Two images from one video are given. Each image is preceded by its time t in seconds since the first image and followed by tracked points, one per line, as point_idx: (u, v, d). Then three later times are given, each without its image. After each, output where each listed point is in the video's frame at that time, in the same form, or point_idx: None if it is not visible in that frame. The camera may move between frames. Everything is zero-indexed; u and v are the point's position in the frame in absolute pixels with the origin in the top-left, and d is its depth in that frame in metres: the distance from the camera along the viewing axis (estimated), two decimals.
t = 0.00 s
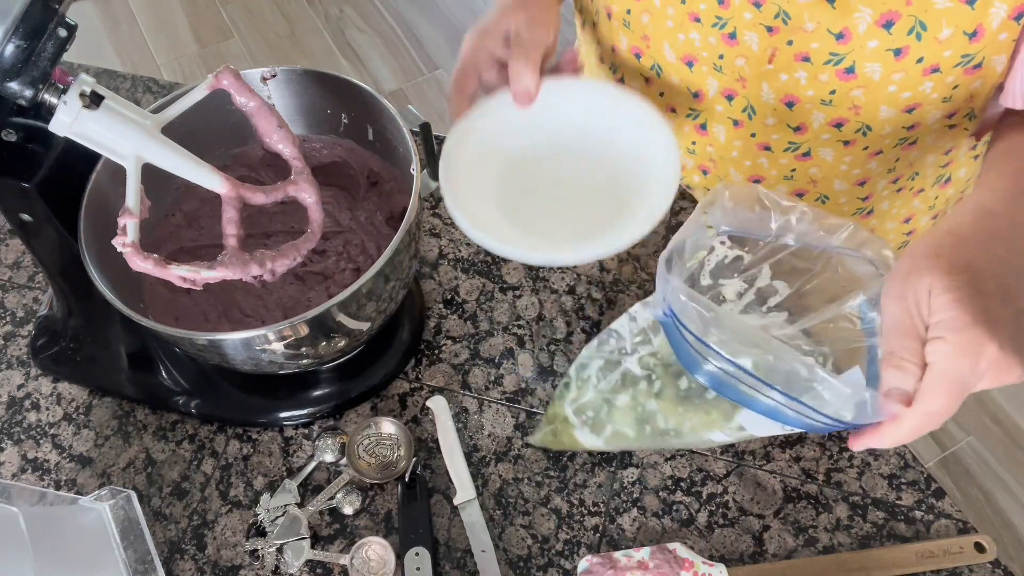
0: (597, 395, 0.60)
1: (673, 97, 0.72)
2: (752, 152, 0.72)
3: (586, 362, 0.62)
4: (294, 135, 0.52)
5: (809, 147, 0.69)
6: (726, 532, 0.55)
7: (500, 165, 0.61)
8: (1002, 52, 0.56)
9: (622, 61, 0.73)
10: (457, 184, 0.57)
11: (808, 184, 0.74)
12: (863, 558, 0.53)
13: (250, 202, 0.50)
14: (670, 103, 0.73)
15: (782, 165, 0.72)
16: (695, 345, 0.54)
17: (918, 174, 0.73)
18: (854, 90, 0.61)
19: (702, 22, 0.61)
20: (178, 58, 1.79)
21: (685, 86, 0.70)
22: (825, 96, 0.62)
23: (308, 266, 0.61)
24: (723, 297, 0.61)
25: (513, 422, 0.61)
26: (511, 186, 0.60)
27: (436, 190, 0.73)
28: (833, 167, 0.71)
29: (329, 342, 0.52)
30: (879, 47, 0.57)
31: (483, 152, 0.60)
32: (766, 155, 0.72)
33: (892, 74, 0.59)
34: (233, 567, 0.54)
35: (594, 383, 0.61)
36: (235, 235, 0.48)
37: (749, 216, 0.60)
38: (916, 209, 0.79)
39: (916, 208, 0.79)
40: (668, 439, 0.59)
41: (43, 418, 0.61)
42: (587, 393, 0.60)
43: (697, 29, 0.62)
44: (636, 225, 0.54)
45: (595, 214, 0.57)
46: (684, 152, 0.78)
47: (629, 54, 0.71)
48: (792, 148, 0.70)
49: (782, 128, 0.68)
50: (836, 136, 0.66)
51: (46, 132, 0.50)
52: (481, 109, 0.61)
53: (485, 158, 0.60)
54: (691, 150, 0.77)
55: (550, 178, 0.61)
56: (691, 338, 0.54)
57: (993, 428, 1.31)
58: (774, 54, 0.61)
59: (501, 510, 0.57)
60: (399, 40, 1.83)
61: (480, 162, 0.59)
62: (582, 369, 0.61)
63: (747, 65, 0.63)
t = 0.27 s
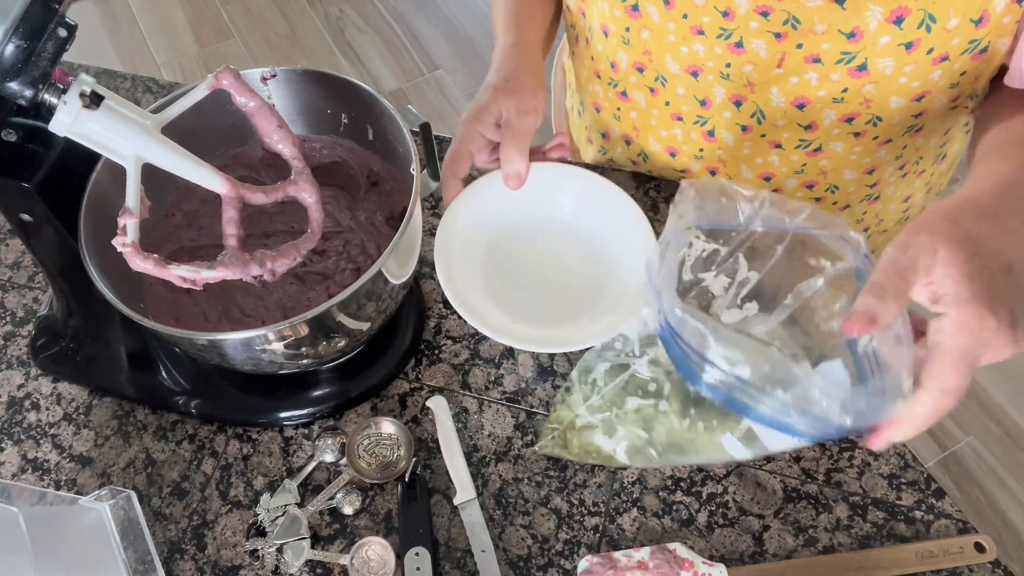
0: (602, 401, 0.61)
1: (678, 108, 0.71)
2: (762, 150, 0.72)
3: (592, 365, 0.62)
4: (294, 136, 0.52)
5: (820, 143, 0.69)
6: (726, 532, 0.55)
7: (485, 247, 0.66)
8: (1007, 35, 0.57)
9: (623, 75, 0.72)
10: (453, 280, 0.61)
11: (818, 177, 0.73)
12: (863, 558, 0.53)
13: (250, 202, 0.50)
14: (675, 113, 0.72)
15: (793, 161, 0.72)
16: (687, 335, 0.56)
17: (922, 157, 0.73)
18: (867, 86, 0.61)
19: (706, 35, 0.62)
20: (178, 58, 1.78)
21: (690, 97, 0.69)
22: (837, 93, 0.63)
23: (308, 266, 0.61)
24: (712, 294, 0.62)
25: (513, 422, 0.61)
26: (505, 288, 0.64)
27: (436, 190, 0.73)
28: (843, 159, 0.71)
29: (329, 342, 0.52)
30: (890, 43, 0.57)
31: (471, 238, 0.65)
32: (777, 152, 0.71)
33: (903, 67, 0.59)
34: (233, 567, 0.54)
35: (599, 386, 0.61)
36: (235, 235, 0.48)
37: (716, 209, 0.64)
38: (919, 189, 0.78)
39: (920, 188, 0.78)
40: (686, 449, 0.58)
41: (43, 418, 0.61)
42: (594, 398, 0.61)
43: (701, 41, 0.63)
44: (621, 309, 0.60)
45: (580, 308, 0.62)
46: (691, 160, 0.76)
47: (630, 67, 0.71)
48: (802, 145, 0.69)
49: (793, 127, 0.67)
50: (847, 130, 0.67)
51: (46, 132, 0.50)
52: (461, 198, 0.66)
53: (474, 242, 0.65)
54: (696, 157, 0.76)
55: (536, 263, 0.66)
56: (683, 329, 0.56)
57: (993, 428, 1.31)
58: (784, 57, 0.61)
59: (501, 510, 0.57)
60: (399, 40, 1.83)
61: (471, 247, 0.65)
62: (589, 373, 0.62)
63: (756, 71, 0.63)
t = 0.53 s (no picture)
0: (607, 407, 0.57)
1: (677, 118, 0.70)
2: (760, 161, 0.71)
3: (597, 371, 0.59)
4: (294, 136, 0.52)
5: (818, 156, 0.68)
6: (726, 532, 0.55)
7: (484, 263, 0.65)
8: (1004, 55, 0.60)
9: (623, 85, 0.72)
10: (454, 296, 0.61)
11: (814, 190, 0.73)
12: (864, 558, 0.53)
13: (250, 202, 0.50)
14: (674, 123, 0.71)
15: (790, 173, 0.71)
16: (682, 389, 0.49)
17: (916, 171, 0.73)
18: (866, 103, 0.62)
19: (707, 49, 0.62)
20: (178, 58, 1.78)
21: (689, 109, 0.68)
22: (837, 109, 0.63)
23: (308, 266, 0.61)
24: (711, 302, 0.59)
25: (513, 422, 0.61)
26: (503, 303, 0.63)
27: (436, 190, 0.73)
28: (841, 173, 0.70)
29: (329, 342, 0.52)
30: (892, 61, 0.58)
31: (469, 253, 0.65)
32: (775, 163, 0.70)
33: (904, 85, 0.60)
34: (233, 567, 0.55)
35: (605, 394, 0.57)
36: (235, 235, 0.48)
37: (717, 227, 0.60)
38: (908, 198, 0.78)
39: (909, 198, 0.78)
40: (686, 468, 0.55)
41: (42, 418, 0.61)
42: (597, 405, 0.57)
43: (702, 55, 0.63)
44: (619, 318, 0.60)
45: (580, 318, 0.62)
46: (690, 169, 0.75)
47: (629, 78, 0.70)
48: (800, 158, 0.69)
49: (792, 140, 0.67)
50: (845, 145, 0.66)
51: (46, 132, 0.50)
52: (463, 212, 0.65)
53: (470, 256, 0.65)
54: (694, 166, 0.74)
55: (533, 277, 0.65)
56: (677, 382, 0.49)
57: (992, 428, 1.31)
58: (784, 73, 0.61)
59: (501, 510, 0.57)
60: (399, 40, 1.83)
61: (469, 262, 0.64)
62: (597, 379, 0.58)
63: (756, 86, 0.63)
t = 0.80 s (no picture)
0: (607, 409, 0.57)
1: (681, 129, 0.71)
2: (757, 179, 0.72)
3: (599, 373, 0.59)
4: (294, 136, 0.52)
5: (814, 184, 0.69)
6: (726, 532, 0.55)
7: (488, 271, 0.65)
8: (1010, 111, 0.60)
9: (631, 89, 0.72)
10: (456, 296, 0.61)
11: (807, 215, 0.73)
12: (864, 558, 0.53)
13: (250, 201, 0.50)
14: (677, 133, 0.72)
15: (785, 196, 0.72)
16: (683, 396, 0.49)
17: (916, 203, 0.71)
18: (867, 142, 0.62)
19: (718, 67, 0.63)
20: (178, 58, 1.78)
21: (694, 122, 0.69)
22: (838, 144, 0.63)
23: (308, 266, 0.61)
24: (712, 302, 0.59)
25: (513, 422, 0.61)
26: (507, 312, 0.63)
27: (436, 190, 0.73)
28: (835, 204, 0.71)
29: (329, 342, 0.52)
30: (897, 105, 0.58)
31: (475, 259, 0.65)
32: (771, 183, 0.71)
33: (907, 129, 0.60)
34: (233, 567, 0.54)
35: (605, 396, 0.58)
36: (235, 235, 0.48)
37: (721, 229, 0.60)
38: (901, 229, 0.77)
39: (901, 229, 0.76)
40: (685, 470, 0.55)
41: (42, 418, 0.61)
42: (598, 407, 0.57)
43: (712, 72, 0.63)
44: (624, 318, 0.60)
45: (586, 324, 0.62)
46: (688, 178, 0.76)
47: (638, 83, 0.71)
48: (796, 182, 0.69)
49: (790, 164, 0.68)
50: (841, 177, 0.67)
51: (46, 132, 0.50)
52: (477, 217, 0.66)
53: (475, 265, 0.64)
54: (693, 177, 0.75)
55: (539, 287, 0.65)
56: (678, 389, 0.49)
57: (993, 428, 1.31)
58: (790, 103, 0.62)
59: (501, 510, 0.57)
60: (399, 40, 1.83)
61: (475, 268, 0.64)
62: (597, 381, 0.59)
63: (761, 110, 0.64)
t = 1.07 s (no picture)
0: (607, 409, 0.57)
1: (644, 113, 0.72)
2: (714, 174, 0.72)
3: (599, 374, 0.59)
4: (294, 136, 0.52)
5: (765, 181, 0.70)
6: (726, 532, 0.55)
7: (488, 271, 0.65)
8: (953, 134, 0.59)
9: (601, 68, 0.73)
10: (456, 299, 0.61)
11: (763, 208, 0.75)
12: (864, 558, 0.53)
13: (250, 202, 0.50)
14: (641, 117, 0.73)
15: (740, 189, 0.73)
16: (684, 398, 0.49)
17: (876, 210, 0.71)
18: (806, 144, 0.64)
19: (674, 53, 0.63)
20: (178, 58, 1.78)
21: (655, 107, 0.70)
22: (781, 143, 0.65)
23: (308, 266, 0.61)
24: (712, 302, 0.59)
25: (513, 422, 0.61)
26: (505, 312, 0.63)
27: (436, 190, 0.73)
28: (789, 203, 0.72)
29: (329, 342, 0.52)
30: (830, 113, 0.60)
31: (475, 259, 0.65)
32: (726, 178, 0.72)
33: (841, 137, 0.62)
34: (233, 567, 0.54)
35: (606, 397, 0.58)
36: (235, 235, 0.48)
37: (721, 231, 0.59)
38: (873, 236, 0.76)
39: (874, 236, 0.76)
40: (685, 470, 0.55)
41: (43, 418, 0.61)
42: (597, 407, 0.58)
43: (670, 58, 0.64)
44: (623, 320, 0.60)
45: (587, 325, 0.62)
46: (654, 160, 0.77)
47: (606, 63, 0.71)
48: (750, 178, 0.71)
49: (742, 162, 0.69)
50: (790, 177, 0.68)
51: (46, 132, 0.50)
52: (477, 217, 0.65)
53: (475, 265, 0.65)
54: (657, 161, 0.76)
55: (539, 287, 0.65)
56: (679, 392, 0.49)
57: (992, 428, 1.31)
58: (737, 97, 0.63)
59: (501, 510, 0.57)
60: (399, 40, 1.83)
61: (475, 268, 0.64)
62: (598, 381, 0.59)
63: (712, 101, 0.65)
